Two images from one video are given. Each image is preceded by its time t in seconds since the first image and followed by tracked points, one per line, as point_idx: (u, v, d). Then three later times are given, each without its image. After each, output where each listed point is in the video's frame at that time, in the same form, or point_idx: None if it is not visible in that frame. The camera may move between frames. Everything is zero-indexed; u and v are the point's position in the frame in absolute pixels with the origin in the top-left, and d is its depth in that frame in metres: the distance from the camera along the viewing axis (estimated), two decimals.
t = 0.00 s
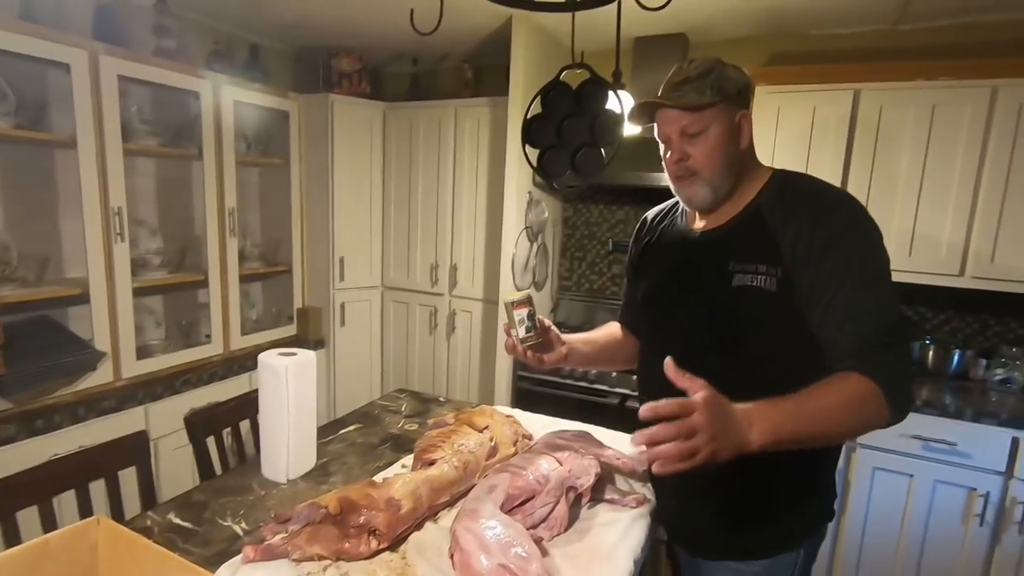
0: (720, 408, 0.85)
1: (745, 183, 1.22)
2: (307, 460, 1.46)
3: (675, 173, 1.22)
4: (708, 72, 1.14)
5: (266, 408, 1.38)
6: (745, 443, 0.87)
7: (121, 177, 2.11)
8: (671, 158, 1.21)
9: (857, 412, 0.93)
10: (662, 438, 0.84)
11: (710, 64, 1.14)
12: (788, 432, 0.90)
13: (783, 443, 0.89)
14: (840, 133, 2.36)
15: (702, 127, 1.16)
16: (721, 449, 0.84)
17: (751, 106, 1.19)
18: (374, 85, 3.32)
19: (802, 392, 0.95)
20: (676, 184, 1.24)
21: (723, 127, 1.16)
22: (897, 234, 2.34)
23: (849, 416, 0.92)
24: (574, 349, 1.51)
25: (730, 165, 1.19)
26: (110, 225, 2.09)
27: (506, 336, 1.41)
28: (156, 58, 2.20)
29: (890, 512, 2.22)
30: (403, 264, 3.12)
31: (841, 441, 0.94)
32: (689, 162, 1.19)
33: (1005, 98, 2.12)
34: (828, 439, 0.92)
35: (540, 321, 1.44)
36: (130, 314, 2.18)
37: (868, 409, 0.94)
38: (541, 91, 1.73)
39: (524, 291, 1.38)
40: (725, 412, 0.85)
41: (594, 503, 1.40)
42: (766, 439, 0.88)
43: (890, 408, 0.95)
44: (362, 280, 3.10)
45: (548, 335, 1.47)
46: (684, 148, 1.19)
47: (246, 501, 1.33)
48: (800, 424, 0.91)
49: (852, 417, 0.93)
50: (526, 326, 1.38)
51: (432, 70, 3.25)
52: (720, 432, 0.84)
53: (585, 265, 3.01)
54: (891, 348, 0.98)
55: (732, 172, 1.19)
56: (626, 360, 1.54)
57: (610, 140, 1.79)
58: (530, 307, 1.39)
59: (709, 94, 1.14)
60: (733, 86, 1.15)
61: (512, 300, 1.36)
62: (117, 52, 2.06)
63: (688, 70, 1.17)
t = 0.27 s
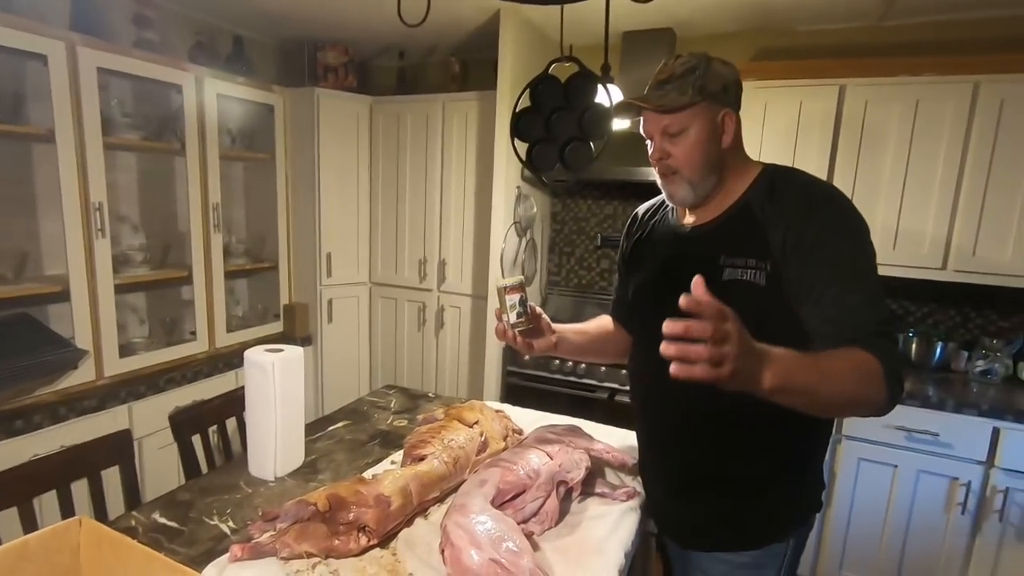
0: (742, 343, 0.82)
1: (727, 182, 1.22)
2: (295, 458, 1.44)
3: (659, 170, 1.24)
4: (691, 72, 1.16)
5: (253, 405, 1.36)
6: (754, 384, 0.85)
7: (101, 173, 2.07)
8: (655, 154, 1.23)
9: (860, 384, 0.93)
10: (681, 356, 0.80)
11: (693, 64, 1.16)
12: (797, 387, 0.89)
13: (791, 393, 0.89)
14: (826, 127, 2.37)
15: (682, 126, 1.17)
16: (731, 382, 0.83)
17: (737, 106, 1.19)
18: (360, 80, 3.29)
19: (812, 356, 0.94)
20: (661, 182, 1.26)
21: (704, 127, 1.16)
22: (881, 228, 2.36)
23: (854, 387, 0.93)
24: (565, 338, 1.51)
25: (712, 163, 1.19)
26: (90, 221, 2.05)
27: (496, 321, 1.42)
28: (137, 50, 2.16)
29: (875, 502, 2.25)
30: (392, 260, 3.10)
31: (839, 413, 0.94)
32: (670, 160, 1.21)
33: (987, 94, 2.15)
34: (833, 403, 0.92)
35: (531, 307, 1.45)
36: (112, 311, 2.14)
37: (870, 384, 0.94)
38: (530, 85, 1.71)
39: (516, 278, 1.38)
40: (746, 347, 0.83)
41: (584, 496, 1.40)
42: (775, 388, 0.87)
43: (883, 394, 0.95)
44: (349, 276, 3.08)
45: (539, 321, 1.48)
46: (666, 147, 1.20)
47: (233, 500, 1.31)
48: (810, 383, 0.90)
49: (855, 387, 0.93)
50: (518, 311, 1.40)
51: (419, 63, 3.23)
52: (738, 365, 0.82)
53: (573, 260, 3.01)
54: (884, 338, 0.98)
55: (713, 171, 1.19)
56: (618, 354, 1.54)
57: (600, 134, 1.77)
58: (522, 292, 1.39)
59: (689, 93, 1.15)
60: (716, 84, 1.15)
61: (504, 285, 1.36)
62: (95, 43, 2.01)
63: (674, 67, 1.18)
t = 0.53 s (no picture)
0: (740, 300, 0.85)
1: (711, 180, 1.21)
2: (285, 457, 1.43)
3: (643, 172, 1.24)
4: (666, 75, 1.15)
5: (242, 403, 1.35)
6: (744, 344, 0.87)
7: (85, 168, 2.03)
8: (637, 157, 1.23)
9: (849, 373, 0.94)
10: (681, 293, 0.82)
11: (668, 67, 1.14)
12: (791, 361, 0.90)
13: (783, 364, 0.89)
14: (814, 124, 2.38)
15: (660, 129, 1.16)
16: (721, 333, 0.85)
17: (718, 104, 1.17)
18: (348, 75, 3.26)
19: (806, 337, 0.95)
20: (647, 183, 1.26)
21: (682, 128, 1.15)
22: (868, 224, 2.37)
23: (844, 373, 0.94)
24: (555, 331, 1.51)
25: (694, 163, 1.18)
26: (73, 217, 2.02)
27: (489, 312, 1.41)
28: (120, 44, 2.13)
29: (862, 495, 2.27)
30: (381, 257, 3.09)
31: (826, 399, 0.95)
32: (652, 162, 1.21)
33: (971, 91, 2.17)
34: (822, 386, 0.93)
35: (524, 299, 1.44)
36: (97, 309, 2.11)
37: (857, 374, 0.95)
38: (522, 80, 1.75)
39: (509, 269, 1.36)
40: (742, 305, 0.85)
41: (576, 492, 1.40)
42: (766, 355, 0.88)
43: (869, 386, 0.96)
44: (338, 274, 3.06)
45: (530, 314, 1.48)
46: (646, 150, 1.20)
47: (222, 500, 1.29)
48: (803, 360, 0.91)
49: (844, 375, 0.94)
50: (508, 303, 1.37)
51: (408, 59, 3.21)
52: (731, 318, 0.84)
53: (564, 256, 3.01)
54: (872, 332, 0.99)
55: (696, 170, 1.18)
56: (609, 350, 1.53)
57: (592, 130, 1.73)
58: (513, 285, 1.37)
59: (664, 96, 1.14)
60: (693, 84, 1.14)
61: (495, 277, 1.33)
62: (78, 37, 1.97)
63: (651, 70, 1.17)
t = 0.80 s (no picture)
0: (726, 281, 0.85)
1: (695, 180, 1.21)
2: (274, 460, 1.41)
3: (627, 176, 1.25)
4: (642, 80, 1.15)
5: (230, 404, 1.33)
6: (726, 325, 0.87)
7: (67, 169, 2.00)
8: (620, 160, 1.24)
9: (834, 368, 0.94)
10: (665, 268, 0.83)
11: (643, 71, 1.15)
12: (774, 348, 0.89)
13: (765, 350, 0.89)
14: (801, 124, 2.40)
15: (638, 132, 1.17)
16: (704, 312, 0.85)
17: (698, 103, 1.16)
18: (336, 74, 3.24)
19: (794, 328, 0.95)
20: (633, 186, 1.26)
21: (660, 130, 1.15)
22: (855, 223, 2.40)
23: (828, 365, 0.93)
24: (546, 331, 1.50)
25: (675, 166, 1.18)
26: (55, 219, 1.98)
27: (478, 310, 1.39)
28: (103, 42, 2.09)
29: (850, 491, 2.29)
30: (370, 258, 3.07)
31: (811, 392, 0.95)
32: (634, 166, 1.21)
33: (954, 92, 2.20)
34: (806, 377, 0.92)
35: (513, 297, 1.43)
36: (80, 312, 2.07)
37: (842, 371, 0.94)
38: (511, 79, 1.74)
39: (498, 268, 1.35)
40: (727, 287, 0.85)
41: (569, 492, 1.40)
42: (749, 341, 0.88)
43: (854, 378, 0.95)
44: (327, 275, 3.03)
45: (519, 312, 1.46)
46: (627, 155, 1.21)
47: (209, 504, 1.27)
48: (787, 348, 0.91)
49: (828, 370, 0.93)
50: (498, 302, 1.36)
51: (397, 58, 3.19)
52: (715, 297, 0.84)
53: (554, 256, 3.00)
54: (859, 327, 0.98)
55: (678, 171, 1.18)
56: (600, 350, 1.53)
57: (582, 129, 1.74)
58: (503, 283, 1.35)
59: (639, 101, 1.14)
60: (669, 87, 1.13)
61: (485, 276, 1.33)
62: (58, 34, 1.94)
63: (628, 75, 1.18)
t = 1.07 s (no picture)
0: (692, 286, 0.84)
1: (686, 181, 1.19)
2: (263, 460, 1.39)
3: (616, 183, 1.23)
4: (625, 86, 1.14)
5: (217, 402, 1.31)
6: (692, 334, 0.86)
7: (49, 164, 1.96)
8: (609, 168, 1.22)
9: (807, 374, 0.92)
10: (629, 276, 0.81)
11: (625, 77, 1.13)
12: (741, 356, 0.88)
13: (732, 358, 0.88)
14: (793, 122, 2.40)
15: (625, 138, 1.15)
16: (670, 323, 0.83)
17: (682, 105, 1.15)
18: (326, 70, 3.21)
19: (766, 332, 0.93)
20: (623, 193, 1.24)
21: (647, 134, 1.14)
22: (845, 222, 2.40)
23: (799, 372, 0.92)
24: (540, 335, 1.48)
25: (665, 169, 1.16)
26: (37, 214, 1.94)
27: (472, 320, 1.38)
28: (88, 35, 2.05)
29: (839, 488, 2.30)
30: (361, 255, 3.04)
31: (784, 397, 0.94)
32: (623, 172, 1.19)
33: (943, 91, 2.21)
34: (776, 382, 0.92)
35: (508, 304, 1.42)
36: (63, 310, 2.03)
37: (815, 376, 0.93)
38: (502, 76, 1.73)
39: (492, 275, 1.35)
40: (693, 298, 0.84)
41: (561, 491, 1.39)
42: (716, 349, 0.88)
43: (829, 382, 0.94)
44: (316, 272, 3.00)
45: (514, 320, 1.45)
46: (615, 162, 1.19)
47: (196, 505, 1.25)
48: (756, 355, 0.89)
49: (801, 376, 0.92)
50: (491, 309, 1.36)
51: (387, 54, 3.17)
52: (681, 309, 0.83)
53: (545, 254, 2.99)
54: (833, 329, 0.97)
55: (668, 174, 1.17)
56: (593, 351, 1.53)
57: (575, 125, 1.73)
58: (496, 291, 1.37)
59: (625, 106, 1.12)
60: (653, 91, 1.12)
61: (479, 282, 1.33)
62: (40, 26, 1.89)
63: (610, 81, 1.16)
